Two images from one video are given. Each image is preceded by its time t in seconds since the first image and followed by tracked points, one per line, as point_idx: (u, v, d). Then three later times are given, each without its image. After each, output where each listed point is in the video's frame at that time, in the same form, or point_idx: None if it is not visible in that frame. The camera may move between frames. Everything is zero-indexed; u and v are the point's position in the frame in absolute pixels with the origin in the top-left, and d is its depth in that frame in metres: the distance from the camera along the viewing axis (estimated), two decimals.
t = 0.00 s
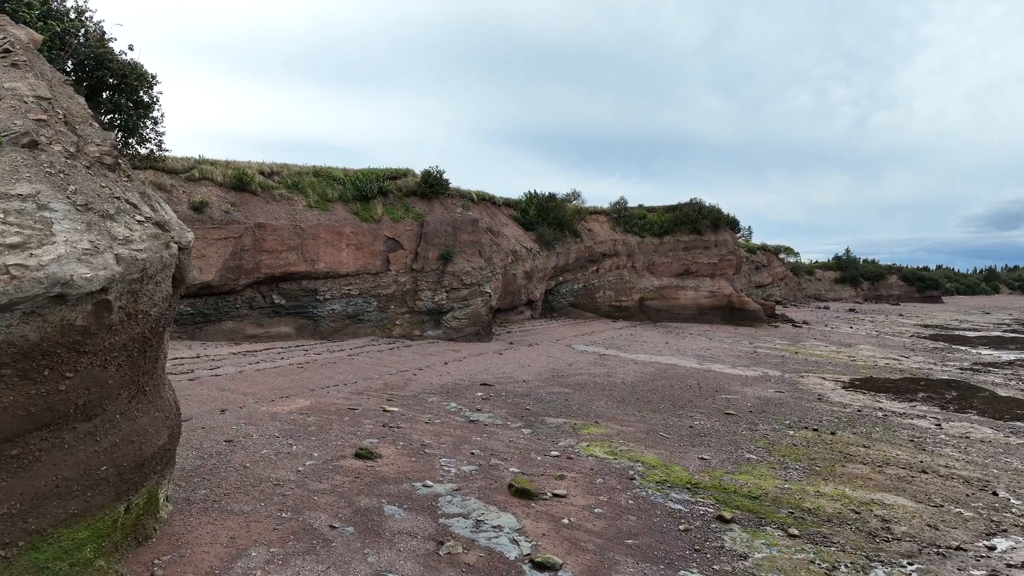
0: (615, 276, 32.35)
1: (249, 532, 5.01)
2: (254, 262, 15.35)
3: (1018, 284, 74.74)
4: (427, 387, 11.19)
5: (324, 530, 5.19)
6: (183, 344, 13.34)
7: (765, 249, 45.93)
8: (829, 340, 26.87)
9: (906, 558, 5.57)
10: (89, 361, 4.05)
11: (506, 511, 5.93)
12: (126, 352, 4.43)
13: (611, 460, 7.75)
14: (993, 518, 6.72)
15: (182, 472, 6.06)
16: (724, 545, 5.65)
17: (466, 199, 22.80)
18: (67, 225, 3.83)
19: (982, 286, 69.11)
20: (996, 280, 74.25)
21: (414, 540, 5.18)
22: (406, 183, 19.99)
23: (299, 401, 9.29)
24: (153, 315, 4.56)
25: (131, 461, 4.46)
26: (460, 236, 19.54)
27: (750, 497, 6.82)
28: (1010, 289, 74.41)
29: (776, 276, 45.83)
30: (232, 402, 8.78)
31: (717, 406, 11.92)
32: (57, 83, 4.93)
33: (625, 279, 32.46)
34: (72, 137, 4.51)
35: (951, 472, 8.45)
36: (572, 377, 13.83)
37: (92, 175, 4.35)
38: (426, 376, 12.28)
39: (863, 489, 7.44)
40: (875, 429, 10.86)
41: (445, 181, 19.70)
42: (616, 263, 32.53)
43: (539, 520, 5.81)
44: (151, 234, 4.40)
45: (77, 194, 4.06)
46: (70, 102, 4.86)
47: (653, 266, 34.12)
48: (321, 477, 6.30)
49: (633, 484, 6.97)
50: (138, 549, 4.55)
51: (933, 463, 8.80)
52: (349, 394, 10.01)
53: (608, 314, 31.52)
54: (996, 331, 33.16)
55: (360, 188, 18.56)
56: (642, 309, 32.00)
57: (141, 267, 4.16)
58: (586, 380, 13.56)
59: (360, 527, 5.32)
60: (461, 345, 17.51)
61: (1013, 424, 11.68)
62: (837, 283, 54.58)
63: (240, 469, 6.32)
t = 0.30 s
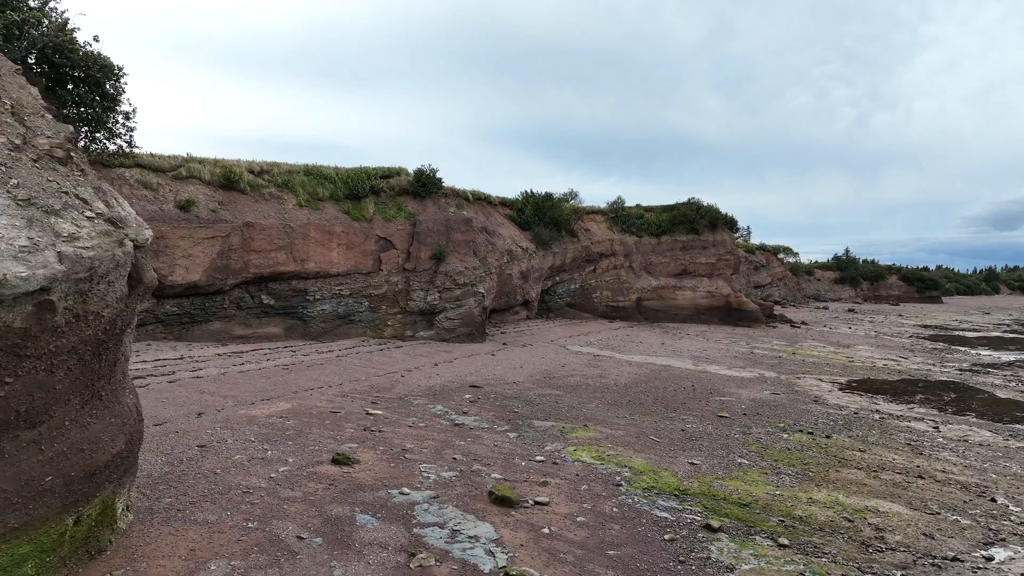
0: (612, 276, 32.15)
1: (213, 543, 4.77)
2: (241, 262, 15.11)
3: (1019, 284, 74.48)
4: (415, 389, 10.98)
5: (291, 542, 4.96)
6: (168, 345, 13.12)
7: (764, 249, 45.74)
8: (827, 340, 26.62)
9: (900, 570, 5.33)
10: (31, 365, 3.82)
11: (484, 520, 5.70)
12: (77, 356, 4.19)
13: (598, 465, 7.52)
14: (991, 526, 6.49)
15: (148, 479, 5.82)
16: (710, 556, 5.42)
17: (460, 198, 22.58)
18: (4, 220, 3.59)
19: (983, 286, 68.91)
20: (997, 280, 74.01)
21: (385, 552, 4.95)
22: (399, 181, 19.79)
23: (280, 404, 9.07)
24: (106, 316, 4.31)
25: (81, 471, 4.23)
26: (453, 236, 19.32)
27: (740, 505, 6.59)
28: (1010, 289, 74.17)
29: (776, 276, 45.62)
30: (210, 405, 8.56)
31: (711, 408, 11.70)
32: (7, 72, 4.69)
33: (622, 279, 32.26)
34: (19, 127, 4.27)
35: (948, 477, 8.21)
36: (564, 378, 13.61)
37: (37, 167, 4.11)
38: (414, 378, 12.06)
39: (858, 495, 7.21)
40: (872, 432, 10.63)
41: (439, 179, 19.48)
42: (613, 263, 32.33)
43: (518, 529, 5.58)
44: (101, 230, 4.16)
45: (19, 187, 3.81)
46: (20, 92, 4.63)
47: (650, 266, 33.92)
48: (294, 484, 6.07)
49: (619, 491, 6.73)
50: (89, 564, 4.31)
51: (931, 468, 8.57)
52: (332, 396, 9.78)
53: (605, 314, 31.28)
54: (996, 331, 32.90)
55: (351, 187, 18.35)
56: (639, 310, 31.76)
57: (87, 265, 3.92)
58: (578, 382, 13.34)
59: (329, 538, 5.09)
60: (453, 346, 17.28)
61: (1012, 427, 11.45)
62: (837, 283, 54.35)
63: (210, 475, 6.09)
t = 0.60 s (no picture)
0: (609, 276, 31.93)
1: (171, 556, 4.54)
2: (229, 261, 14.88)
3: (1019, 284, 74.25)
4: (401, 391, 10.75)
5: (254, 554, 4.72)
6: (153, 346, 12.89)
7: (762, 249, 45.53)
8: (825, 341, 26.42)
9: None
10: None
11: (460, 529, 5.47)
12: (22, 359, 3.97)
13: (583, 471, 7.28)
14: (989, 535, 6.25)
15: (111, 487, 5.57)
16: (694, 568, 5.19)
17: (454, 197, 22.35)
18: None
19: (982, 287, 68.69)
20: (996, 280, 73.79)
21: (353, 565, 4.73)
22: (391, 180, 19.56)
23: (260, 407, 8.84)
24: (55, 318, 4.07)
25: (25, 480, 4.00)
26: (446, 235, 19.10)
27: (729, 513, 6.36)
28: (1010, 289, 73.93)
29: (775, 276, 45.42)
30: (186, 408, 8.34)
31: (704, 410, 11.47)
32: None
33: (619, 279, 32.04)
34: None
35: (945, 482, 7.98)
36: (555, 380, 13.39)
37: None
38: (401, 379, 11.84)
39: (852, 503, 6.98)
40: (868, 435, 10.41)
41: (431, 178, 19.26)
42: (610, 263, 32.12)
43: (496, 539, 5.35)
44: (45, 227, 3.94)
45: None
46: None
47: (647, 266, 33.71)
48: (264, 492, 5.84)
49: (604, 498, 6.51)
50: None
51: (927, 473, 8.35)
52: (314, 399, 9.54)
53: (602, 315, 31.05)
54: (996, 331, 32.69)
55: (342, 185, 18.12)
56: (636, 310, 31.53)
57: (28, 263, 3.71)
58: (569, 383, 13.13)
59: (295, 550, 4.85)
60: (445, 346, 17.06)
61: (1011, 430, 11.23)
62: (836, 283, 54.12)
63: (178, 482, 5.86)
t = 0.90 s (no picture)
0: (606, 276, 31.73)
1: (125, 570, 4.32)
2: (216, 261, 14.66)
3: (1019, 284, 74.02)
4: (387, 394, 10.53)
5: (214, 567, 4.50)
6: (136, 347, 12.67)
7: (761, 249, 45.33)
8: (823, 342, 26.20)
9: None
10: None
11: (434, 540, 5.26)
12: None
13: (568, 477, 7.06)
14: (986, 545, 6.03)
15: (71, 495, 5.35)
16: None
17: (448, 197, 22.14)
18: None
19: (982, 287, 68.50)
20: (996, 281, 73.55)
21: None
22: (383, 179, 19.34)
23: (239, 410, 8.62)
24: None
25: None
26: (438, 235, 18.88)
27: (716, 522, 6.14)
28: (1010, 289, 73.69)
29: (774, 277, 45.21)
30: (163, 412, 8.12)
31: (697, 413, 11.25)
32: None
33: (616, 280, 31.84)
34: None
35: (942, 489, 7.77)
36: (546, 382, 13.17)
37: None
38: (389, 381, 11.62)
39: (844, 510, 6.75)
40: (864, 439, 10.19)
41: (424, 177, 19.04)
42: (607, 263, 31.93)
43: (470, 551, 5.13)
44: None
45: None
46: None
47: (644, 266, 33.50)
48: (232, 500, 5.62)
49: (587, 506, 6.29)
50: None
51: (923, 479, 8.12)
52: (297, 402, 9.33)
53: (599, 315, 30.82)
54: (995, 331, 32.47)
55: (333, 184, 17.89)
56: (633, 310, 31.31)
57: None
58: (561, 385, 12.91)
59: (258, 563, 4.63)
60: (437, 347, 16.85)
61: (1010, 434, 11.01)
62: (836, 283, 53.90)
63: (143, 490, 5.63)
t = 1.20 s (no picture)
0: (603, 277, 31.51)
1: None
2: (204, 261, 14.44)
3: (1019, 284, 73.79)
4: (373, 397, 10.31)
5: None
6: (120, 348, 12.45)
7: (760, 249, 45.11)
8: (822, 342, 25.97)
9: None
10: None
11: (406, 551, 5.03)
12: None
13: (552, 484, 6.84)
14: (983, 555, 5.81)
15: (28, 505, 5.13)
16: None
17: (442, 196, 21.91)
18: None
19: (982, 287, 68.31)
20: (996, 281, 73.31)
21: None
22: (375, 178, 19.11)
23: (218, 414, 8.39)
24: None
25: None
26: (431, 234, 18.66)
27: (703, 531, 5.91)
28: (1010, 290, 73.44)
29: (773, 277, 44.99)
30: (137, 416, 7.90)
31: (690, 416, 11.03)
32: None
33: (613, 280, 31.61)
34: None
35: (938, 495, 7.55)
36: (538, 383, 12.95)
37: None
38: (375, 384, 11.40)
39: (837, 518, 6.53)
40: (859, 442, 9.97)
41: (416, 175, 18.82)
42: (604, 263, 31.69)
43: (443, 563, 4.91)
44: None
45: None
46: None
47: (642, 266, 33.28)
48: (198, 510, 5.39)
49: (569, 515, 6.07)
50: None
51: (919, 484, 7.90)
52: (278, 405, 9.10)
53: (596, 316, 30.58)
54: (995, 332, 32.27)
55: (324, 183, 17.66)
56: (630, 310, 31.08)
57: None
58: (552, 387, 12.69)
59: None
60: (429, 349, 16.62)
61: (1009, 437, 10.79)
62: (835, 283, 53.69)
63: (106, 499, 5.42)
